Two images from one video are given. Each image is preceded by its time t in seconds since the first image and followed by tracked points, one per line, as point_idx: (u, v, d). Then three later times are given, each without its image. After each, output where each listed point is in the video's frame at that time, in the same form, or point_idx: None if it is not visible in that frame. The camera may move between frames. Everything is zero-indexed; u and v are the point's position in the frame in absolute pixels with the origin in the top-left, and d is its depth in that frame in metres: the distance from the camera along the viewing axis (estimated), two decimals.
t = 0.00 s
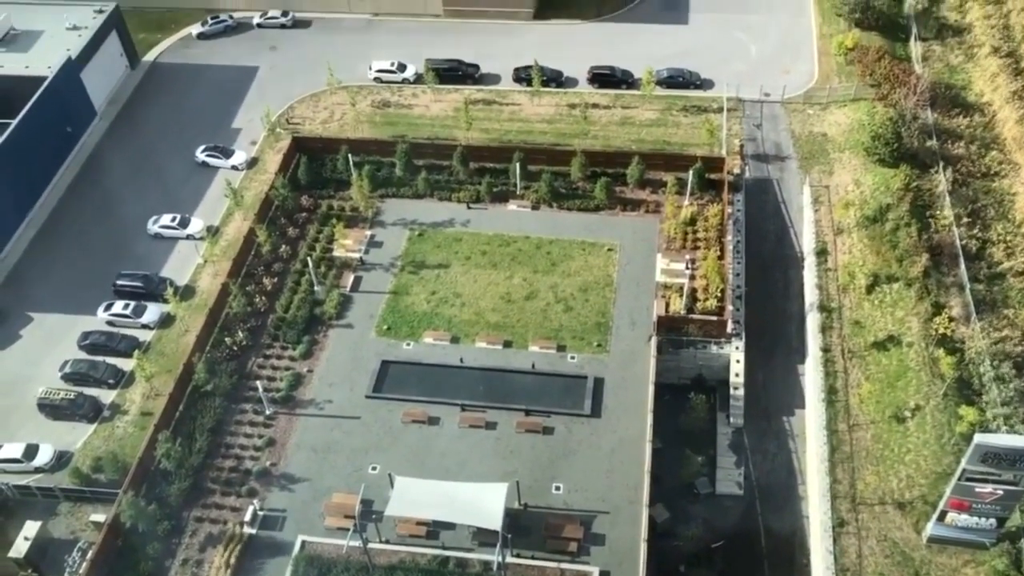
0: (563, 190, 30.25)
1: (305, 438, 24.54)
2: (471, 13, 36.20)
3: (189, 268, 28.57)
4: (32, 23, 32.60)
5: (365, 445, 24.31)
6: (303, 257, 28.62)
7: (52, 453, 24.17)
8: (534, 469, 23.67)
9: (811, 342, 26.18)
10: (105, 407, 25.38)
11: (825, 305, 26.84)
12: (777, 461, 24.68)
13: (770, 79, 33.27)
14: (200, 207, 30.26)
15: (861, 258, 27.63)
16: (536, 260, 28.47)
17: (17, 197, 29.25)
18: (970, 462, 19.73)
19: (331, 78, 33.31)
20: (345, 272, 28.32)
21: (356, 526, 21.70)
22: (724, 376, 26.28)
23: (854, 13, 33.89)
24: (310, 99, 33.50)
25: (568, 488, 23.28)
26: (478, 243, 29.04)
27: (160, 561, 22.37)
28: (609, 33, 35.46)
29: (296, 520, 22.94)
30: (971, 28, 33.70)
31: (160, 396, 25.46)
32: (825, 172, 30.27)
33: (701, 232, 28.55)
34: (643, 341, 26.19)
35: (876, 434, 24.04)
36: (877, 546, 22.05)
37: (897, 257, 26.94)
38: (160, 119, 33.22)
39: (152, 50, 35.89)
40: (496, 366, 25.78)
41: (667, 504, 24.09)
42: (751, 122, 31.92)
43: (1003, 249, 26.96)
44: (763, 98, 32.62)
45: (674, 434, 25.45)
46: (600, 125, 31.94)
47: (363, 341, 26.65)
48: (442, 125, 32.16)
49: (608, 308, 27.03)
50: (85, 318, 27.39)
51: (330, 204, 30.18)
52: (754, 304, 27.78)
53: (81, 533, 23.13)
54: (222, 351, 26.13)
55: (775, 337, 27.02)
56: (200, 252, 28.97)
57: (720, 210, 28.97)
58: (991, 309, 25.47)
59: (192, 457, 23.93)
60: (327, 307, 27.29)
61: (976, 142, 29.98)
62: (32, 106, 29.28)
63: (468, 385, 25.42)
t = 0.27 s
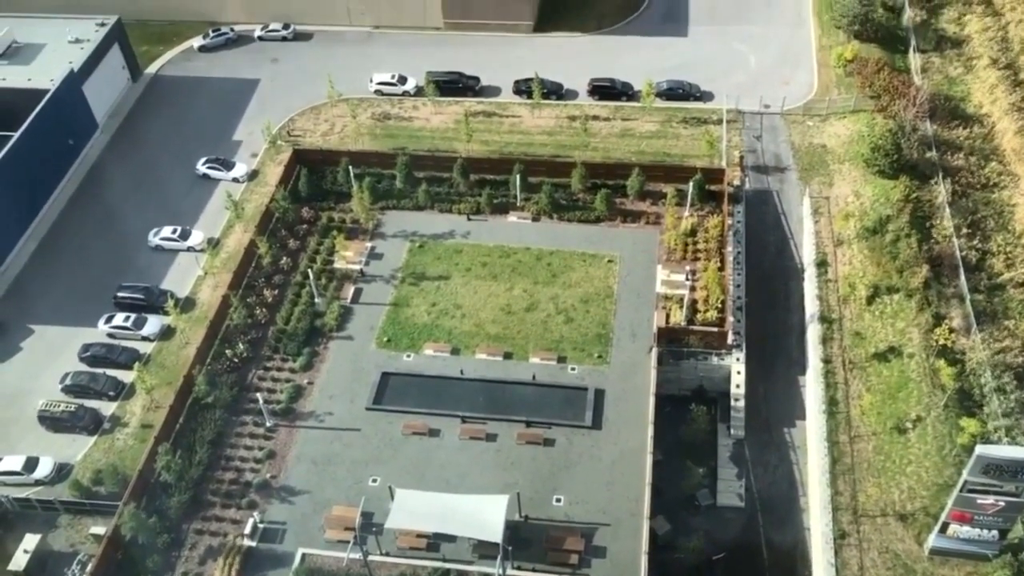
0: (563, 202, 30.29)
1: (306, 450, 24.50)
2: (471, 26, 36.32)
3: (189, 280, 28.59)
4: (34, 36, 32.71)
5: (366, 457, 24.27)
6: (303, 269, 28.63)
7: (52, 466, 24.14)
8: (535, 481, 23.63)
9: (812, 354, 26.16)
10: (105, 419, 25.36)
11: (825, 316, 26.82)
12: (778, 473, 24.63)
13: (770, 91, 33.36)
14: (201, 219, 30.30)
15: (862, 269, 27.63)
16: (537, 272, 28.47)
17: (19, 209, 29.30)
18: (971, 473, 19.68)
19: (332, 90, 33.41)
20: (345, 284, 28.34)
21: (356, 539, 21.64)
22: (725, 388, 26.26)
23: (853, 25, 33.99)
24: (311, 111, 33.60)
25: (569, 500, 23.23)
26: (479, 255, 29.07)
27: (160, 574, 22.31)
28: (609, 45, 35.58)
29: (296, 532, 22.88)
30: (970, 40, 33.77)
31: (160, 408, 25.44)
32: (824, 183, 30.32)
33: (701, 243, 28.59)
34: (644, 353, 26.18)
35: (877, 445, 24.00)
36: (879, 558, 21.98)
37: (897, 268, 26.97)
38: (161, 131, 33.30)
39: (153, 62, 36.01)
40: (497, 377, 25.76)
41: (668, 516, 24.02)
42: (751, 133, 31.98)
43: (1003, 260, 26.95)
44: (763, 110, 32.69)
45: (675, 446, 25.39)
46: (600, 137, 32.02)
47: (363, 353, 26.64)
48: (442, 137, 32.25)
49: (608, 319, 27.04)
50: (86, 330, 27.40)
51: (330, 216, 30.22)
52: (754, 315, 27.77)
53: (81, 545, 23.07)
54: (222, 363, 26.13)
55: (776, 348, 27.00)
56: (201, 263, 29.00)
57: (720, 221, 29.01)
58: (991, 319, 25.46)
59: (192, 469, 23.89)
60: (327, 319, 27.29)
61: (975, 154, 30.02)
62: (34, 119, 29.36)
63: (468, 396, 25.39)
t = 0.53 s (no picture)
0: (563, 216, 30.32)
1: (306, 465, 24.44)
2: (471, 41, 36.46)
3: (190, 295, 28.60)
4: (36, 52, 32.84)
5: (366, 472, 24.20)
6: (304, 283, 28.64)
7: (51, 481, 24.07)
8: (536, 495, 23.56)
9: (813, 367, 26.10)
10: (104, 434, 25.31)
11: (826, 330, 26.79)
12: (779, 487, 24.55)
13: (770, 105, 33.45)
14: (201, 233, 30.34)
15: (862, 283, 27.65)
16: (537, 285, 28.48)
17: (19, 224, 29.34)
18: (973, 488, 19.63)
19: (333, 105, 33.52)
20: (346, 298, 28.34)
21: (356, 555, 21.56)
22: (726, 402, 26.21)
23: (852, 40, 34.02)
24: (312, 126, 33.70)
25: (570, 515, 23.15)
26: (479, 269, 29.09)
27: None
28: (609, 60, 35.72)
29: (296, 548, 22.80)
30: (969, 54, 33.90)
31: (160, 423, 25.39)
32: (824, 198, 30.36)
33: (702, 257, 28.62)
34: (644, 367, 26.16)
35: (879, 459, 23.94)
36: (882, 573, 21.89)
37: (898, 282, 27.02)
38: (162, 146, 33.40)
39: (155, 78, 36.16)
40: (497, 392, 25.71)
41: (669, 531, 23.92)
42: (750, 147, 32.06)
43: (1003, 274, 26.99)
44: (762, 124, 32.79)
45: (676, 460, 25.32)
46: (600, 151, 32.10)
47: (364, 367, 26.61)
48: (443, 152, 32.33)
49: (609, 333, 27.02)
50: (86, 345, 27.38)
51: (331, 230, 30.26)
52: (755, 329, 27.76)
53: (79, 561, 22.95)
54: (222, 378, 26.09)
55: (777, 362, 26.95)
56: (201, 278, 29.01)
57: (720, 235, 29.04)
58: (992, 333, 25.49)
59: (192, 484, 23.82)
60: (328, 333, 27.28)
61: (975, 168, 30.10)
62: (35, 134, 29.45)
63: (469, 411, 25.35)
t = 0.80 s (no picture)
0: (564, 234, 30.33)
1: (306, 484, 24.34)
2: (472, 60, 36.62)
3: (191, 313, 28.58)
4: (38, 72, 32.99)
5: (366, 491, 24.10)
6: (305, 301, 28.63)
7: (50, 501, 23.97)
8: (537, 515, 23.46)
9: (815, 385, 26.02)
10: (104, 454, 25.22)
11: (828, 347, 26.74)
12: (781, 506, 24.43)
13: (769, 124, 33.56)
14: (202, 252, 30.36)
15: (863, 301, 27.62)
16: (538, 303, 28.47)
17: (20, 243, 29.38)
18: (977, 506, 19.51)
19: (334, 124, 33.62)
20: (347, 316, 28.33)
21: None
22: (728, 420, 26.13)
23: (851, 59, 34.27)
24: (313, 145, 33.80)
25: (572, 534, 23.04)
26: (480, 286, 29.08)
27: None
28: (609, 79, 35.87)
29: (296, 568, 22.66)
30: (968, 73, 34.04)
31: (160, 442, 25.31)
32: (825, 215, 30.37)
33: (702, 275, 28.63)
34: (646, 385, 26.10)
35: (882, 478, 23.84)
36: None
37: (899, 299, 27.03)
38: (164, 165, 33.48)
39: (157, 97, 36.30)
40: (498, 411, 25.64)
41: (671, 550, 23.79)
42: (750, 166, 32.14)
43: (1005, 292, 26.99)
44: (762, 142, 32.87)
45: (678, 479, 25.21)
46: (601, 170, 32.18)
47: (364, 386, 26.56)
48: (444, 170, 32.41)
49: (610, 351, 26.98)
50: (87, 364, 27.34)
51: (332, 248, 30.28)
52: (757, 347, 27.69)
53: None
54: (223, 397, 26.04)
55: (778, 380, 26.88)
56: (202, 296, 29.01)
57: (721, 253, 29.05)
58: (994, 351, 25.47)
59: (192, 504, 23.72)
60: (328, 352, 27.23)
61: (975, 186, 30.16)
62: (37, 154, 29.53)
63: (470, 429, 25.27)
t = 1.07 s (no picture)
0: (565, 246, 30.35)
1: (308, 497, 24.29)
2: (473, 74, 36.73)
3: (193, 326, 28.59)
4: (42, 86, 33.12)
5: (368, 505, 24.05)
6: (307, 314, 28.63)
7: (51, 515, 23.92)
8: (540, 528, 23.40)
9: (817, 397, 25.96)
10: (106, 467, 25.19)
11: (830, 359, 26.69)
12: (785, 519, 24.34)
13: (770, 136, 33.61)
14: (205, 265, 30.39)
15: (865, 312, 27.59)
16: (540, 315, 28.47)
17: (23, 257, 29.42)
18: (981, 519, 19.47)
19: (336, 137, 33.70)
20: (348, 329, 28.33)
21: None
22: (731, 432, 26.07)
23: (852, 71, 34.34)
24: (315, 158, 33.87)
25: (575, 547, 22.97)
26: (482, 298, 29.09)
27: None
28: (610, 92, 35.98)
29: None
30: (968, 84, 34.13)
31: (162, 456, 25.27)
32: (827, 227, 30.38)
33: (704, 286, 28.64)
34: (648, 398, 26.06)
35: (885, 490, 23.76)
36: None
37: (901, 311, 27.02)
38: (167, 179, 33.58)
39: (160, 111, 36.42)
40: (500, 423, 25.59)
41: (674, 563, 23.70)
42: (752, 178, 32.18)
43: (1007, 303, 26.98)
44: (763, 154, 32.92)
45: (680, 492, 25.14)
46: (602, 182, 32.22)
47: (366, 399, 26.53)
48: (445, 183, 32.46)
49: (612, 364, 26.96)
50: (90, 377, 27.35)
51: (334, 261, 30.31)
52: (759, 359, 27.63)
53: None
54: (224, 411, 26.02)
55: (781, 392, 26.82)
56: (204, 309, 29.02)
57: (723, 264, 29.06)
58: (997, 362, 25.46)
59: (193, 518, 23.67)
60: (330, 365, 27.21)
61: (976, 197, 30.19)
62: (40, 168, 29.62)
63: (471, 442, 25.23)
